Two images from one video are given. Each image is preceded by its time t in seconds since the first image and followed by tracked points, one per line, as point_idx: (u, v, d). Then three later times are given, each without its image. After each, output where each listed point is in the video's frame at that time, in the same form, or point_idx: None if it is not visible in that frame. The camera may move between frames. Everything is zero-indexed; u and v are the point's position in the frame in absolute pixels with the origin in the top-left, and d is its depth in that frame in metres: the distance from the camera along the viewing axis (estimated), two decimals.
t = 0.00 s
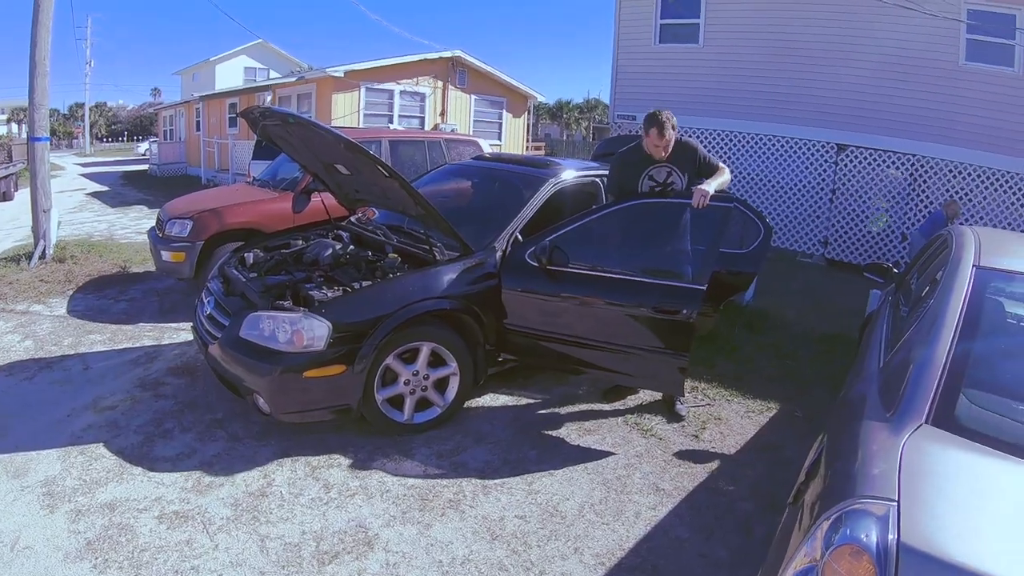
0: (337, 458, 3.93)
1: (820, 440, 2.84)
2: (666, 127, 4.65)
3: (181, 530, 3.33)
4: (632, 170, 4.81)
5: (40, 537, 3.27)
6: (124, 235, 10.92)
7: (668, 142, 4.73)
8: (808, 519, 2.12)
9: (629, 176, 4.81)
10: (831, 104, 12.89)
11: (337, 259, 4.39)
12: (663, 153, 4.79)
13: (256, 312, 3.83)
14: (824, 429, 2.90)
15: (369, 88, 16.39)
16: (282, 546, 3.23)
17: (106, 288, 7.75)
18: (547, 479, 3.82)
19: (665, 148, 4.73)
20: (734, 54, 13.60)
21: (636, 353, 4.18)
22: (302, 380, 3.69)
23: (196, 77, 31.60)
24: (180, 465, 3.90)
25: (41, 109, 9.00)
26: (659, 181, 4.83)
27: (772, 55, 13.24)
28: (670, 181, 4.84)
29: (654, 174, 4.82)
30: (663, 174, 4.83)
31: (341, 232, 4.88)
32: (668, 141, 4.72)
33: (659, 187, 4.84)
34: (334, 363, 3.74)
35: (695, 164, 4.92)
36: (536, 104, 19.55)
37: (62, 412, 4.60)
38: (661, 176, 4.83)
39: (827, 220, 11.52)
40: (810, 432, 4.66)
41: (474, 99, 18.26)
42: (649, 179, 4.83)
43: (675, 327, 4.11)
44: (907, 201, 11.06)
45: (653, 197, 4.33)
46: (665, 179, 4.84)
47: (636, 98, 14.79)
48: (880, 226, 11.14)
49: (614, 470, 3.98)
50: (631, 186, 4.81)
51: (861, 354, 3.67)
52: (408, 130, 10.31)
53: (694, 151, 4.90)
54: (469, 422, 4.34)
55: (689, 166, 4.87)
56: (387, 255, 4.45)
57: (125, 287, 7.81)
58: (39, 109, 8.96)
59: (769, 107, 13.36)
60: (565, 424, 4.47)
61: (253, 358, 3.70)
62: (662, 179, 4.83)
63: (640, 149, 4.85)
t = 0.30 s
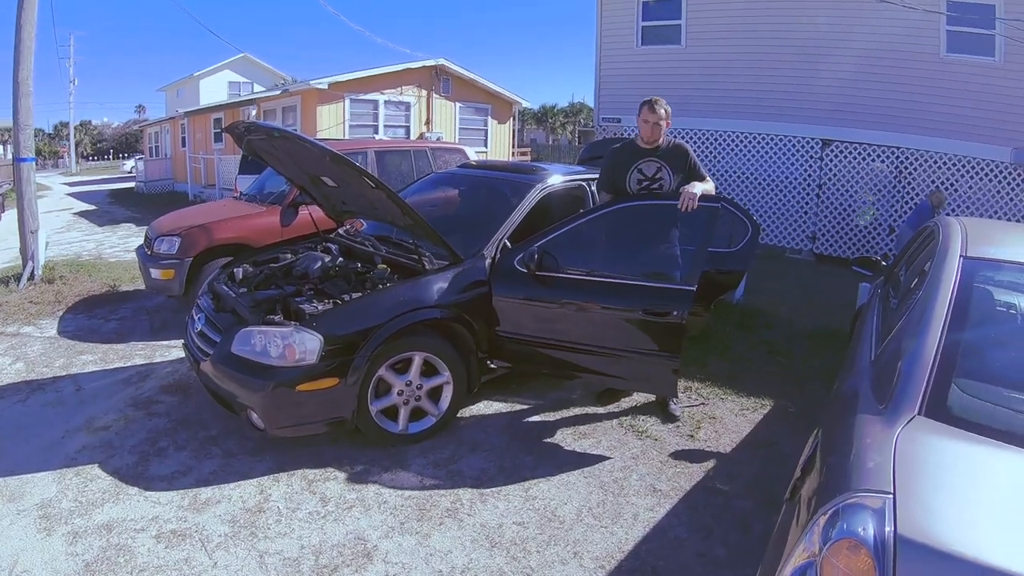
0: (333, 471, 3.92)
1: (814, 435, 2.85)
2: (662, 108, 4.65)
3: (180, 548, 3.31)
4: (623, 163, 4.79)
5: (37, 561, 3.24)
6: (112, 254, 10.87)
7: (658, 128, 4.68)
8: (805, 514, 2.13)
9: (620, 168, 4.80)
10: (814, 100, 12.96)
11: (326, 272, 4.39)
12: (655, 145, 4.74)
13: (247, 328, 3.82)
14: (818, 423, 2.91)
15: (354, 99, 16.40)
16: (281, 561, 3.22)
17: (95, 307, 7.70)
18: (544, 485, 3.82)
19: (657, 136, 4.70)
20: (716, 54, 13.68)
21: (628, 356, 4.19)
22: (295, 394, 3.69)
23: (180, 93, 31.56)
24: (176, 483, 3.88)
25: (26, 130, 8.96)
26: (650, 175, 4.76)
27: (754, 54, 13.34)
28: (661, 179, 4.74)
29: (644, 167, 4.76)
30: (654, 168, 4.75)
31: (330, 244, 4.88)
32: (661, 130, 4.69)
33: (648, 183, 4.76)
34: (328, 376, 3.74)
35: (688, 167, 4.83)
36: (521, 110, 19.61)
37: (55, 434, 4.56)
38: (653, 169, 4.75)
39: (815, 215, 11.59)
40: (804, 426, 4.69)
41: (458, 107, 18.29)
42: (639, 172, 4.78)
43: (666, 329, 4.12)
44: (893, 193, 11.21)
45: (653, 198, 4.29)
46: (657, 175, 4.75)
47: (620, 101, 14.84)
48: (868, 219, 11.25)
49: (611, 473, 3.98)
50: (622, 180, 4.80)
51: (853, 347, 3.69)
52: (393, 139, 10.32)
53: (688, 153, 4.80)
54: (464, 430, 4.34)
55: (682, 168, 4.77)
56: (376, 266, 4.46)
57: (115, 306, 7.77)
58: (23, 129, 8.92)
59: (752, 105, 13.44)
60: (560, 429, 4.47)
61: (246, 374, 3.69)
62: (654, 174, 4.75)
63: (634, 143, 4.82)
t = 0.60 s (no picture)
0: (336, 477, 3.91)
1: (816, 431, 2.85)
2: (662, 104, 4.66)
3: (184, 557, 3.31)
4: (621, 161, 4.82)
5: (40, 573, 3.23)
6: (109, 263, 10.85)
7: (657, 122, 4.66)
8: (810, 510, 2.13)
9: (617, 166, 4.82)
10: (809, 95, 12.98)
11: (325, 278, 4.39)
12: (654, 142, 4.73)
13: (247, 335, 3.81)
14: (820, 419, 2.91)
15: (349, 104, 16.40)
16: (285, 568, 3.21)
17: (94, 317, 7.69)
18: (547, 487, 3.82)
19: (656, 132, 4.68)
20: (710, 53, 13.70)
21: (628, 356, 4.19)
22: (296, 401, 3.68)
23: (175, 101, 31.57)
24: (179, 492, 3.88)
25: (21, 140, 8.94)
26: (647, 173, 4.75)
27: (748, 51, 13.35)
28: (659, 177, 4.73)
29: (642, 164, 4.76)
30: (652, 165, 4.74)
31: (328, 250, 4.88)
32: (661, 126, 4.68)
33: (647, 181, 4.74)
34: (329, 382, 3.74)
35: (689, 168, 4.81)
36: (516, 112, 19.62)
37: (56, 445, 4.55)
38: (651, 167, 4.75)
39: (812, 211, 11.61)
40: (806, 423, 4.68)
41: (454, 109, 18.30)
42: (637, 168, 4.77)
43: (665, 329, 4.11)
44: (889, 187, 11.22)
45: (651, 197, 4.29)
46: (655, 173, 4.74)
47: (615, 100, 14.86)
48: (864, 214, 11.26)
49: (614, 474, 3.98)
50: (620, 178, 4.82)
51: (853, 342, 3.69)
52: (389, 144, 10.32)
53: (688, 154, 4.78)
54: (466, 434, 4.34)
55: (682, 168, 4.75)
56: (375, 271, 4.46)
57: (113, 316, 7.77)
58: (19, 140, 8.91)
59: (747, 102, 13.47)
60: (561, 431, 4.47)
61: (246, 382, 3.68)
62: (652, 171, 4.74)
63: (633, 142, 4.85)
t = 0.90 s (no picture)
0: (343, 479, 3.91)
1: (826, 432, 2.83)
2: (670, 102, 4.65)
3: (192, 559, 3.31)
4: (630, 161, 4.78)
5: None
6: (117, 266, 10.89)
7: (666, 122, 4.65)
8: (821, 511, 2.10)
9: (627, 166, 4.78)
10: (817, 95, 12.91)
11: (332, 279, 4.40)
12: (664, 141, 4.72)
13: (254, 337, 3.82)
14: (831, 419, 2.89)
15: (355, 105, 16.43)
16: (293, 570, 3.20)
17: (102, 319, 7.72)
18: (555, 488, 3.81)
19: (666, 131, 4.66)
20: (716, 52, 13.66)
21: (636, 357, 4.17)
22: (304, 403, 3.68)
23: (181, 104, 31.71)
24: (186, 493, 3.88)
25: (29, 143, 8.98)
26: (657, 173, 4.73)
27: (755, 50, 13.30)
28: (669, 177, 4.72)
29: (651, 164, 4.73)
30: (662, 165, 4.72)
31: (335, 251, 4.88)
32: (670, 126, 4.67)
33: (656, 181, 4.72)
34: (336, 384, 3.73)
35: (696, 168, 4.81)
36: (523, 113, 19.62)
37: (64, 447, 4.57)
38: (660, 166, 4.73)
39: (819, 210, 11.55)
40: (815, 424, 4.65)
41: (460, 111, 18.30)
42: (646, 169, 4.74)
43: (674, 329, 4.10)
44: (896, 186, 11.16)
45: (659, 197, 4.28)
46: (665, 173, 4.72)
47: (621, 100, 14.84)
48: (872, 213, 11.21)
49: (622, 475, 3.96)
50: (629, 178, 4.78)
51: (863, 341, 3.66)
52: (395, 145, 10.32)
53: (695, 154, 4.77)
54: (474, 436, 4.33)
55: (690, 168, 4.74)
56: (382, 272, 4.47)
57: (121, 318, 7.79)
58: (26, 143, 8.95)
59: (754, 101, 13.43)
60: (569, 432, 4.46)
61: (254, 383, 3.68)
62: (662, 171, 4.72)
63: (640, 142, 4.83)
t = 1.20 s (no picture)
0: (354, 476, 3.93)
1: (838, 432, 2.81)
2: (683, 101, 4.63)
3: (203, 555, 3.33)
4: (643, 160, 4.76)
5: (59, 569, 3.26)
6: (131, 263, 10.98)
7: (679, 121, 4.64)
8: (832, 512, 2.09)
9: (640, 165, 4.76)
10: (832, 94, 12.83)
11: (345, 277, 4.42)
12: (677, 141, 4.70)
13: (267, 334, 3.84)
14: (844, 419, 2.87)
15: (368, 104, 16.47)
16: (304, 566, 3.22)
17: (115, 316, 7.79)
18: (566, 487, 3.80)
19: (679, 130, 4.65)
20: (729, 50, 13.60)
21: (648, 356, 4.16)
22: (316, 400, 3.70)
23: (195, 102, 31.93)
24: (198, 490, 3.90)
25: (43, 141, 9.06)
26: (670, 172, 4.71)
27: (769, 49, 13.23)
28: (682, 177, 4.70)
29: (664, 163, 4.71)
30: (675, 164, 4.70)
31: (347, 249, 4.90)
32: (683, 125, 4.65)
33: (670, 180, 4.70)
34: (348, 382, 3.75)
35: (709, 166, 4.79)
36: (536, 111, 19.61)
37: (78, 442, 4.61)
38: (673, 165, 4.71)
39: (832, 210, 11.48)
40: (827, 425, 4.62)
41: (473, 109, 18.32)
42: (659, 168, 4.73)
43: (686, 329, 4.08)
44: (910, 186, 11.07)
45: (671, 196, 4.24)
46: (678, 172, 4.70)
47: (633, 99, 14.80)
48: (885, 213, 11.12)
49: (634, 474, 3.96)
50: (642, 177, 4.76)
51: (876, 341, 3.63)
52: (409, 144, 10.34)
53: (708, 153, 4.76)
54: (484, 435, 4.34)
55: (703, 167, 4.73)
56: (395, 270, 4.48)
57: (134, 314, 7.85)
58: (41, 140, 9.03)
59: (768, 100, 13.36)
60: (580, 431, 4.45)
61: (266, 380, 3.70)
62: (675, 170, 4.70)
63: (652, 140, 4.81)
